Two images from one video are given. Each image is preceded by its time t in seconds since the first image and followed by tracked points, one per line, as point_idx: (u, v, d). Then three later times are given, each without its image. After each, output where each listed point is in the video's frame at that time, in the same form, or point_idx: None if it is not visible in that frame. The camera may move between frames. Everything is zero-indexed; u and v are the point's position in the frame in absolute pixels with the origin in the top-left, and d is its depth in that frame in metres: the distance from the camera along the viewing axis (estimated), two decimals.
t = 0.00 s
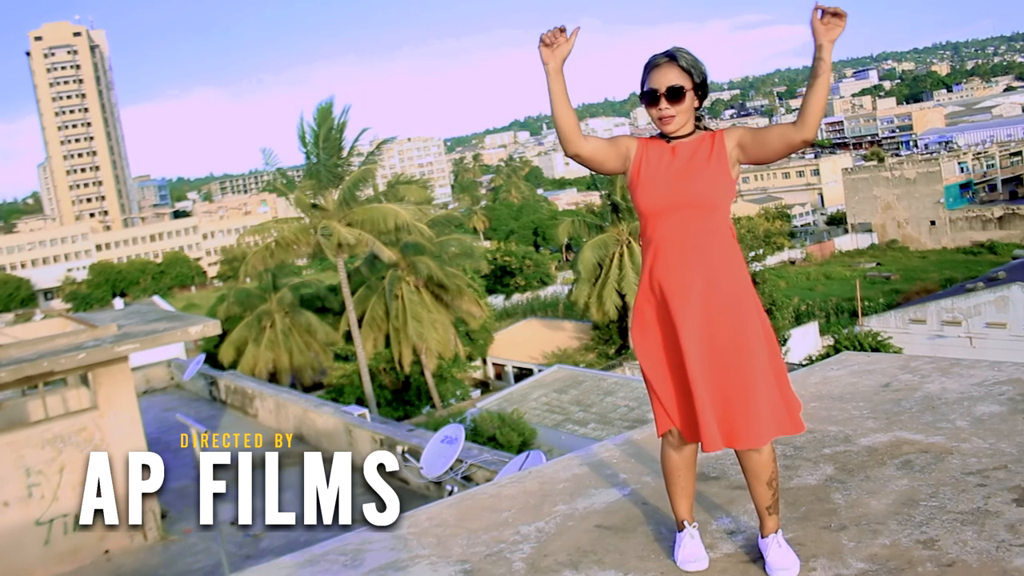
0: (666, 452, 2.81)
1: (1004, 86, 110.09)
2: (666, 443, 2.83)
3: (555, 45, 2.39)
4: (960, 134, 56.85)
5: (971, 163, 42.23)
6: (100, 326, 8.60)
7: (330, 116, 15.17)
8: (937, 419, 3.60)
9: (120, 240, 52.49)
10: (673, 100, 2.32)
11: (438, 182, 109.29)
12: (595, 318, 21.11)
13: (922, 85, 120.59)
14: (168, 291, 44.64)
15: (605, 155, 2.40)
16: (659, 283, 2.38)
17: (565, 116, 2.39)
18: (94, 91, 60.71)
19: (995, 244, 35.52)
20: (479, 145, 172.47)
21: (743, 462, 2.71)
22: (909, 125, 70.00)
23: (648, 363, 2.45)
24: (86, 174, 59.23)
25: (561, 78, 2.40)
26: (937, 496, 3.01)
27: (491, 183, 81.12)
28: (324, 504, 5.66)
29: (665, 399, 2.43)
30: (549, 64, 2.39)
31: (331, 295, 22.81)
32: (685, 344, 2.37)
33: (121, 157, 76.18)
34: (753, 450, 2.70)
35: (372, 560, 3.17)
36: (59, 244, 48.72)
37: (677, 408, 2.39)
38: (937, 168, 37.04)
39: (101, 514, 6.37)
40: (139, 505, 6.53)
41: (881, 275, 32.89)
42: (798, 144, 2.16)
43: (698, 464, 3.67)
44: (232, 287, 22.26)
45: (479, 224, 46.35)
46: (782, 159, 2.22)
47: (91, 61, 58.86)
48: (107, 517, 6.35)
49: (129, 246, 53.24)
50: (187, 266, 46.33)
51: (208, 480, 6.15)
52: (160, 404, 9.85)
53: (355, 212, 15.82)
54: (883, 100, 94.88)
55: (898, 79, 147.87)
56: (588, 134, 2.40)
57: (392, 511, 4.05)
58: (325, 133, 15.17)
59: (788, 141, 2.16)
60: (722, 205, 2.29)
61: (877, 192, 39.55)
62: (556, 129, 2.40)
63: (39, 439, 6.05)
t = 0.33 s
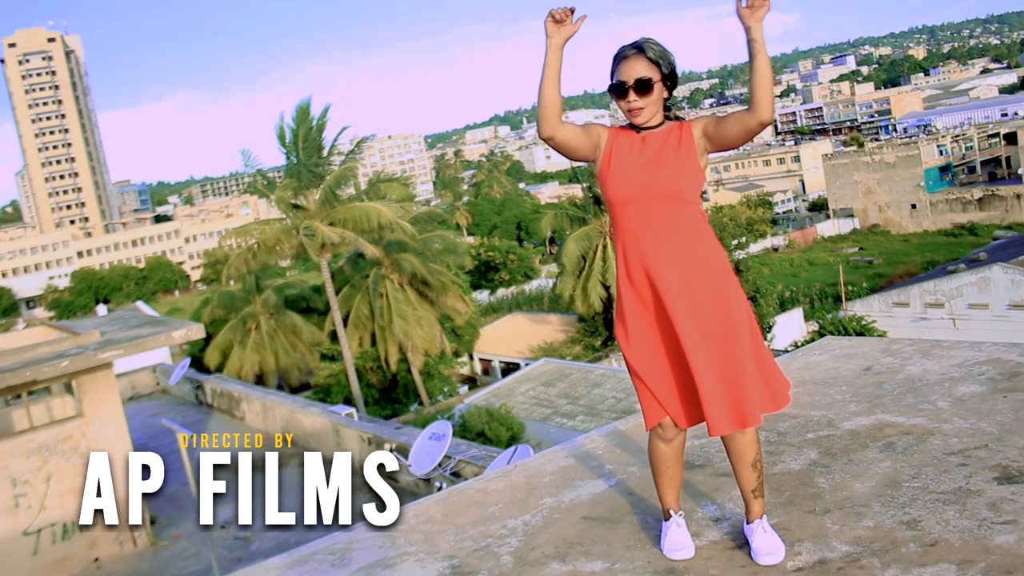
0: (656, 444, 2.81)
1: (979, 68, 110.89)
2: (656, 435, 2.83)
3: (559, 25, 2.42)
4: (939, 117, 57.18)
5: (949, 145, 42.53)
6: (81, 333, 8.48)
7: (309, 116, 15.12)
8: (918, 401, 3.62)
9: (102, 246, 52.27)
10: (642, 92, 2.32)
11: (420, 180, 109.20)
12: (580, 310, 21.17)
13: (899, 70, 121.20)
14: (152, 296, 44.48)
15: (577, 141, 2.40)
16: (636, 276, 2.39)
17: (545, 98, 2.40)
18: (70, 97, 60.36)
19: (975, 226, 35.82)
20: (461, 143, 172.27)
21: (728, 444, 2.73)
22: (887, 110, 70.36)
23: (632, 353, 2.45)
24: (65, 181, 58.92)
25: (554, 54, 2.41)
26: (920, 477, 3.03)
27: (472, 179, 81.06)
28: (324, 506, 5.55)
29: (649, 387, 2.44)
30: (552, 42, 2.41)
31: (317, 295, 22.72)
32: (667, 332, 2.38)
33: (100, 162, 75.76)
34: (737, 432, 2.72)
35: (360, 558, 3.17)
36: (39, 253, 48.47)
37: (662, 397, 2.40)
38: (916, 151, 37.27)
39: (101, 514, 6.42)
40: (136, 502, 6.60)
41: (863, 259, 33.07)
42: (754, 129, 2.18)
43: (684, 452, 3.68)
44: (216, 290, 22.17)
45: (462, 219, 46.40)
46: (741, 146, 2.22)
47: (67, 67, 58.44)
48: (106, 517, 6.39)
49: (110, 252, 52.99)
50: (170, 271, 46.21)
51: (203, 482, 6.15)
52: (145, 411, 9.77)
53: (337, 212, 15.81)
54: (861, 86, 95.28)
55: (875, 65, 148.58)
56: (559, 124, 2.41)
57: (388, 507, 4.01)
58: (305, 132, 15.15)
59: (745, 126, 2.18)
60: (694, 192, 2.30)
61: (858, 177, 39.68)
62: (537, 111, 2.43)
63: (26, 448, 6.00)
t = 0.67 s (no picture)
0: (645, 438, 2.79)
1: (961, 56, 111.40)
2: (645, 430, 2.81)
3: (562, 16, 2.41)
4: (921, 106, 57.44)
5: (932, 134, 42.71)
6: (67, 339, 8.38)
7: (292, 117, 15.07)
8: (904, 390, 3.64)
9: (87, 252, 51.98)
10: (615, 88, 2.33)
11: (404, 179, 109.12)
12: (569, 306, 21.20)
13: (881, 61, 121.77)
14: (139, 301, 44.34)
15: (555, 132, 2.39)
16: (618, 272, 2.39)
17: (529, 90, 2.40)
18: (51, 102, 60.11)
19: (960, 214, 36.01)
20: (445, 142, 172.24)
21: (715, 435, 2.74)
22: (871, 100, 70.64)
23: (618, 348, 2.45)
24: (48, 187, 58.54)
25: (552, 42, 2.39)
26: (906, 465, 3.05)
27: (457, 178, 81.09)
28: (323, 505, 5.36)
29: (636, 382, 2.43)
30: (551, 29, 2.39)
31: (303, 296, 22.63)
32: (652, 323, 2.38)
33: (82, 167, 75.50)
34: (721, 419, 2.73)
35: (351, 559, 3.17)
36: (24, 260, 48.14)
37: (653, 388, 2.39)
38: (899, 141, 37.43)
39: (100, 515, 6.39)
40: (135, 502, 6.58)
41: (849, 250, 33.18)
42: (715, 120, 2.19)
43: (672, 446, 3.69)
44: (204, 294, 22.09)
45: (448, 217, 46.31)
46: (707, 139, 2.24)
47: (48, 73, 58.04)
48: (106, 517, 6.34)
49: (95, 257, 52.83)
50: (156, 275, 46.11)
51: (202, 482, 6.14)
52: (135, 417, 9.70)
53: (322, 212, 15.78)
54: (842, 76, 95.61)
55: (856, 55, 149.11)
56: (538, 116, 2.40)
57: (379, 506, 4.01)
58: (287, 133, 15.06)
59: (702, 120, 2.20)
60: (670, 188, 2.31)
61: (842, 167, 39.96)
62: (521, 97, 2.43)
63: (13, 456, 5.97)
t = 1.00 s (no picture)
0: (635, 437, 2.78)
1: (942, 49, 111.97)
2: (633, 428, 2.80)
3: (552, 17, 2.40)
4: (905, 99, 57.73)
5: (915, 127, 42.95)
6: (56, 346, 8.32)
7: (276, 120, 15.01)
8: (889, 381, 3.67)
9: (72, 259, 51.78)
10: (588, 92, 2.34)
11: (390, 181, 109.14)
12: (557, 304, 21.23)
13: (864, 56, 122.48)
14: (126, 307, 44.19)
15: (532, 128, 2.38)
16: (605, 272, 2.40)
17: (510, 85, 2.41)
18: (33, 110, 59.87)
19: (944, 206, 36.22)
20: (431, 143, 172.33)
21: (702, 429, 2.75)
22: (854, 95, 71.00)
23: (608, 346, 2.45)
24: (32, 196, 58.23)
25: (540, 39, 2.38)
26: (892, 457, 3.07)
27: (444, 179, 81.10)
28: (320, 505, 5.13)
29: (628, 380, 2.43)
30: (539, 29, 2.39)
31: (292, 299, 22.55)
32: (643, 319, 2.39)
33: (66, 174, 75.25)
34: (708, 416, 2.72)
35: (341, 561, 3.17)
36: (10, 268, 47.88)
37: (646, 383, 2.38)
38: (883, 134, 37.60)
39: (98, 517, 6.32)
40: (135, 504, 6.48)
41: (836, 244, 33.31)
42: (672, 118, 2.21)
43: (660, 443, 3.69)
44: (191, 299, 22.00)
45: (435, 218, 46.27)
46: (673, 137, 2.25)
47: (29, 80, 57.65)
48: (107, 517, 6.22)
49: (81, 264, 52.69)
50: (143, 281, 45.99)
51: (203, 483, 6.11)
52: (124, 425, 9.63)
53: (308, 216, 15.79)
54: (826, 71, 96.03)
55: (839, 50, 149.78)
56: (516, 114, 2.40)
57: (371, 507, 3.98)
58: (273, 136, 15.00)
59: (666, 116, 2.22)
60: (649, 185, 2.32)
61: (827, 162, 40.22)
62: (502, 93, 2.43)
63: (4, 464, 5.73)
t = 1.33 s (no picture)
0: (617, 434, 2.75)
1: (922, 44, 112.58)
2: (615, 425, 2.78)
3: (533, 26, 2.40)
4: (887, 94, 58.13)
5: (898, 122, 43.16)
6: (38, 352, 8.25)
7: (259, 123, 14.96)
8: (873, 375, 3.69)
9: (57, 266, 51.59)
10: (560, 94, 2.36)
11: (376, 182, 109.18)
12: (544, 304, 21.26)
13: (846, 50, 123.06)
14: (111, 314, 44.03)
15: (509, 133, 2.37)
16: (593, 269, 2.40)
17: (486, 90, 2.40)
18: (14, 117, 59.65)
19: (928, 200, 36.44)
20: (415, 143, 172.38)
21: (685, 426, 2.74)
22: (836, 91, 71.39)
23: (595, 343, 2.43)
24: (14, 203, 58.00)
25: (520, 48, 2.37)
26: (877, 450, 3.08)
27: (429, 180, 80.95)
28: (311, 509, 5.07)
29: (615, 375, 2.42)
30: (521, 38, 2.38)
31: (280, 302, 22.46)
32: (631, 313, 2.40)
33: (48, 180, 74.78)
34: (692, 413, 2.73)
35: (328, 565, 3.17)
36: None
37: (637, 375, 2.37)
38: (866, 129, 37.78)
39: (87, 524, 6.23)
40: (139, 506, 6.45)
41: (820, 239, 33.43)
42: (636, 120, 2.24)
43: (646, 440, 3.70)
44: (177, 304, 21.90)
45: (421, 219, 46.27)
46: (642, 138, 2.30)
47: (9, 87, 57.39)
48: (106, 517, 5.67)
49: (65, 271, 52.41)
50: (128, 287, 45.78)
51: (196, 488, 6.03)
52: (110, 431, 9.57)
53: (293, 220, 15.76)
54: (808, 68, 96.68)
55: (820, 46, 150.42)
56: (492, 113, 2.40)
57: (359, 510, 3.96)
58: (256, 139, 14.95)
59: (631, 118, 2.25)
60: (632, 184, 2.38)
61: (810, 157, 40.34)
62: (478, 96, 2.42)
63: None
